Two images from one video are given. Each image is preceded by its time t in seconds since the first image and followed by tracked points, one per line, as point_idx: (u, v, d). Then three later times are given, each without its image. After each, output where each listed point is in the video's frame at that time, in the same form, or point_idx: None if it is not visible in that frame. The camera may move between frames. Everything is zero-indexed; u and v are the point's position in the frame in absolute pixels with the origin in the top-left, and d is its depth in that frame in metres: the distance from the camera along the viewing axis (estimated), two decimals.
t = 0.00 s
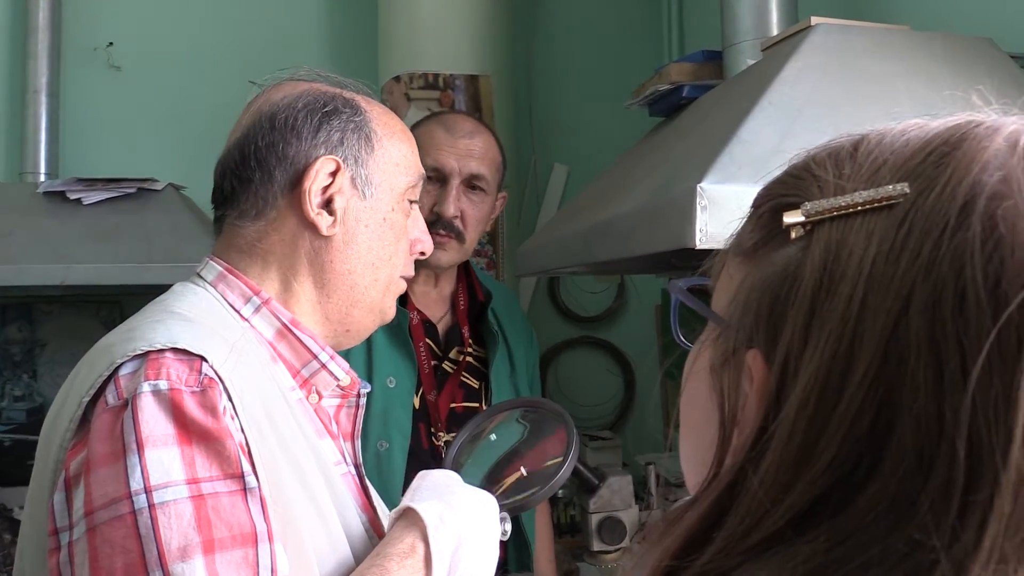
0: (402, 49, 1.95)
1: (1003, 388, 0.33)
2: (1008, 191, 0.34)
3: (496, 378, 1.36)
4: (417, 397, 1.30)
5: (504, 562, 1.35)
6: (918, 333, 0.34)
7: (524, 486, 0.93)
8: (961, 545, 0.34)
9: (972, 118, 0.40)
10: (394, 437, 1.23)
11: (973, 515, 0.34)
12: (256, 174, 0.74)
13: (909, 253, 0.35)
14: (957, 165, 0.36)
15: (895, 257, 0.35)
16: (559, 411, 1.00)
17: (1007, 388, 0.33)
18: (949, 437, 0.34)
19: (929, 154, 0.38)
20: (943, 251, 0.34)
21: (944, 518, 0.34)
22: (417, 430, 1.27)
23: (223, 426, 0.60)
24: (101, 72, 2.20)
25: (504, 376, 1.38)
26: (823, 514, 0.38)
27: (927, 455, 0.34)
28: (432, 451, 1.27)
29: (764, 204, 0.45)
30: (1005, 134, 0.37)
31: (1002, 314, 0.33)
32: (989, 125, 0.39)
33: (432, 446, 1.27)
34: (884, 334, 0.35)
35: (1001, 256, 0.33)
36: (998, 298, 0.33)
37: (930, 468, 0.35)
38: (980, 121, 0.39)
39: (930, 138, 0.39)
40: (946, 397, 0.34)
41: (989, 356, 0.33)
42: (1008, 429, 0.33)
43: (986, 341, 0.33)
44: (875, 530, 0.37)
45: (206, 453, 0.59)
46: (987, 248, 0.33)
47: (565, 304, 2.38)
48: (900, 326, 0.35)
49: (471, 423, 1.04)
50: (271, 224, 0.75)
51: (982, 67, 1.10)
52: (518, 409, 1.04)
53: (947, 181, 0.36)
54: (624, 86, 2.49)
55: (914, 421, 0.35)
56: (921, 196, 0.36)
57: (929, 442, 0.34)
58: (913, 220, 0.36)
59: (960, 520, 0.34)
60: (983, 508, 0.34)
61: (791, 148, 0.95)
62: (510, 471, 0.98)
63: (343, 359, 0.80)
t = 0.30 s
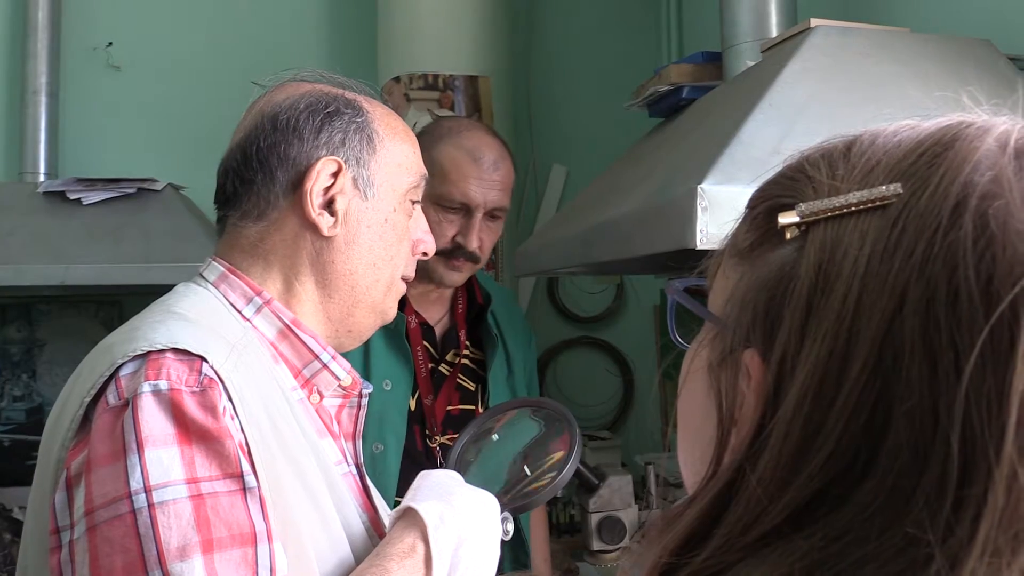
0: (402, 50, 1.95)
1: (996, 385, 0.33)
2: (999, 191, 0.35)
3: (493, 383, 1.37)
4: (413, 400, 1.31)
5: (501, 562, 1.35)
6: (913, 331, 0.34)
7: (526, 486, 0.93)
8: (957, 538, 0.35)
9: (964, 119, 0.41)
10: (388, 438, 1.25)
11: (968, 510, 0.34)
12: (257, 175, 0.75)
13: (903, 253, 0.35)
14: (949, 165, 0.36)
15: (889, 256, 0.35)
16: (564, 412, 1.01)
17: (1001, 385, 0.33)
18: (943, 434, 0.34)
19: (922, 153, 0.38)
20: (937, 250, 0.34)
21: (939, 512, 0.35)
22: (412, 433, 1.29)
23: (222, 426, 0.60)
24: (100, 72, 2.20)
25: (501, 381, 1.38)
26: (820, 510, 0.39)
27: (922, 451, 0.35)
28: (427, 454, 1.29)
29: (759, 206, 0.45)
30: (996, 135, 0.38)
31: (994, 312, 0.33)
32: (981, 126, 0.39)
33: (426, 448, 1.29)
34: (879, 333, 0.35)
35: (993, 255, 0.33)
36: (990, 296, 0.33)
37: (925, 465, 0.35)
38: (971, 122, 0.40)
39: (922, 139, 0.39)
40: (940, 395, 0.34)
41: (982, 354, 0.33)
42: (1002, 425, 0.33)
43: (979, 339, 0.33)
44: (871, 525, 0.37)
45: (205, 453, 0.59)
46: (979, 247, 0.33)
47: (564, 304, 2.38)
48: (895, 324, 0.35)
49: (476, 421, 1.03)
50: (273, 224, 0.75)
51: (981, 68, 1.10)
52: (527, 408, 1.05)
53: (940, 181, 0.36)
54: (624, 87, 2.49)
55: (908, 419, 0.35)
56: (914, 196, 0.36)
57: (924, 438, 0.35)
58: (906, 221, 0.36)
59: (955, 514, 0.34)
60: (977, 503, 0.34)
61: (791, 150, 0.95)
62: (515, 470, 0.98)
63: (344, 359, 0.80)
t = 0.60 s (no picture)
0: (400, 50, 1.95)
1: (1002, 378, 0.33)
2: (1004, 186, 0.35)
3: (475, 379, 1.39)
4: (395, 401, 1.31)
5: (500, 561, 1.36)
6: (920, 326, 0.34)
7: (527, 484, 0.94)
8: (966, 530, 0.35)
9: (966, 115, 0.41)
10: (377, 441, 1.25)
11: (977, 502, 0.34)
12: (260, 176, 0.75)
13: (909, 249, 0.35)
14: (953, 161, 0.36)
15: (895, 252, 0.35)
16: (564, 407, 1.01)
17: (1008, 378, 0.33)
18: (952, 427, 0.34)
19: (925, 150, 0.38)
20: (942, 246, 0.34)
21: (949, 504, 0.35)
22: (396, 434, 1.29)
23: (227, 425, 0.60)
24: (98, 73, 2.20)
25: (482, 377, 1.41)
26: (830, 504, 0.39)
27: (931, 444, 0.35)
28: (410, 456, 1.29)
29: (762, 204, 0.46)
30: (999, 130, 0.38)
31: (1001, 306, 0.33)
32: (983, 121, 0.39)
33: (410, 449, 1.30)
34: (886, 329, 0.35)
35: (998, 250, 0.33)
36: (996, 291, 0.33)
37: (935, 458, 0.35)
38: (974, 118, 0.40)
39: (925, 135, 0.39)
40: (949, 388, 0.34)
41: (989, 348, 0.33)
42: (1010, 417, 0.33)
43: (986, 332, 0.33)
44: (881, 519, 0.37)
45: (210, 453, 0.59)
46: (984, 242, 0.34)
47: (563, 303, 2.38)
48: (902, 319, 0.35)
49: (478, 420, 1.05)
50: (275, 225, 0.75)
51: (980, 66, 1.11)
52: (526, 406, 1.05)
53: (944, 177, 0.36)
54: (622, 87, 2.50)
55: (917, 412, 0.35)
56: (919, 192, 0.36)
57: (932, 431, 0.35)
58: (912, 217, 0.36)
59: (965, 505, 0.35)
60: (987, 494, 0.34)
61: (790, 148, 0.95)
62: (518, 465, 0.99)
63: (346, 359, 0.80)
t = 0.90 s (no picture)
0: (397, 50, 1.95)
1: (1014, 377, 0.34)
2: (1011, 188, 0.35)
3: (439, 362, 1.45)
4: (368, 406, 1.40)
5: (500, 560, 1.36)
6: (931, 326, 0.35)
7: (527, 484, 0.95)
8: (979, 528, 0.35)
9: (972, 117, 0.41)
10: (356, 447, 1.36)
11: (990, 500, 0.35)
12: (262, 178, 0.75)
13: (918, 250, 0.36)
14: (961, 163, 0.37)
15: (905, 253, 0.36)
16: (563, 408, 1.02)
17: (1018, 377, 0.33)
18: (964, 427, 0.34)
19: (933, 152, 0.38)
20: (951, 247, 0.35)
21: (961, 503, 0.35)
22: (373, 438, 1.38)
23: (233, 426, 0.60)
24: (95, 74, 2.20)
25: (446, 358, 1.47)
26: (842, 503, 0.39)
27: (943, 443, 0.35)
28: (388, 458, 1.38)
29: (770, 206, 0.46)
30: (1006, 132, 0.38)
31: (1010, 306, 0.33)
32: (990, 123, 0.40)
33: (387, 452, 1.39)
34: (897, 329, 0.36)
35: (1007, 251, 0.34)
36: (1005, 291, 0.34)
37: (946, 457, 0.35)
38: (981, 120, 0.40)
39: (933, 137, 0.40)
40: (959, 388, 0.34)
41: (1000, 347, 0.33)
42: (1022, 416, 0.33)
43: (996, 333, 0.33)
44: (894, 517, 0.37)
45: (217, 453, 0.60)
46: (992, 242, 0.34)
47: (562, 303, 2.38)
48: (913, 319, 0.35)
49: (482, 418, 1.05)
50: (277, 227, 0.75)
51: (978, 65, 1.11)
52: (525, 406, 1.05)
53: (951, 179, 0.36)
54: (619, 86, 2.50)
55: (929, 412, 0.35)
56: (927, 194, 0.37)
57: (944, 431, 0.35)
58: (920, 217, 0.36)
59: (977, 504, 0.35)
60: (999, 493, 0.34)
61: (789, 148, 0.96)
62: (516, 468, 1.00)
63: (348, 360, 0.80)
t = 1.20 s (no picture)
0: (396, 50, 1.95)
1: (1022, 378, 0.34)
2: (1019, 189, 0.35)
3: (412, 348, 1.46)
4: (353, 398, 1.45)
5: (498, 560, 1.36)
6: (938, 327, 0.35)
7: (525, 483, 0.94)
8: (987, 529, 0.35)
9: (977, 119, 0.41)
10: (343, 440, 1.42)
11: (998, 500, 0.35)
12: (263, 178, 0.75)
13: (925, 251, 0.36)
14: (968, 164, 0.37)
15: (912, 254, 0.36)
16: (562, 408, 1.01)
17: None
18: (972, 428, 0.35)
19: (940, 153, 0.38)
20: (960, 249, 0.35)
21: (970, 504, 0.35)
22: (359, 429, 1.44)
23: (233, 426, 0.60)
24: (92, 74, 2.19)
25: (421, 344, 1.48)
26: (850, 503, 0.39)
27: (951, 444, 0.35)
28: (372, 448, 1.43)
29: (775, 208, 0.46)
30: (1012, 135, 0.38)
31: (1018, 307, 0.34)
32: (997, 125, 0.40)
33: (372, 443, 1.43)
34: (905, 330, 0.36)
35: (1015, 253, 0.34)
36: (1014, 292, 0.34)
37: (955, 458, 0.35)
38: (988, 122, 0.40)
39: (941, 139, 0.40)
40: (968, 389, 0.35)
41: (1008, 349, 0.34)
42: None
43: (1005, 334, 0.34)
44: (902, 517, 0.37)
45: (218, 453, 0.59)
46: (1000, 244, 0.34)
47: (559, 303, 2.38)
48: (920, 320, 0.35)
49: (482, 416, 1.05)
50: (277, 227, 0.75)
51: (975, 66, 1.12)
52: (524, 406, 1.05)
53: (958, 180, 0.36)
54: (617, 86, 2.51)
55: (937, 413, 0.35)
56: (934, 195, 0.37)
57: (953, 431, 0.35)
58: (927, 219, 0.36)
59: (986, 504, 0.35)
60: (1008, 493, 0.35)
61: (789, 148, 0.96)
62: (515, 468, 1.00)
63: (348, 360, 0.80)
